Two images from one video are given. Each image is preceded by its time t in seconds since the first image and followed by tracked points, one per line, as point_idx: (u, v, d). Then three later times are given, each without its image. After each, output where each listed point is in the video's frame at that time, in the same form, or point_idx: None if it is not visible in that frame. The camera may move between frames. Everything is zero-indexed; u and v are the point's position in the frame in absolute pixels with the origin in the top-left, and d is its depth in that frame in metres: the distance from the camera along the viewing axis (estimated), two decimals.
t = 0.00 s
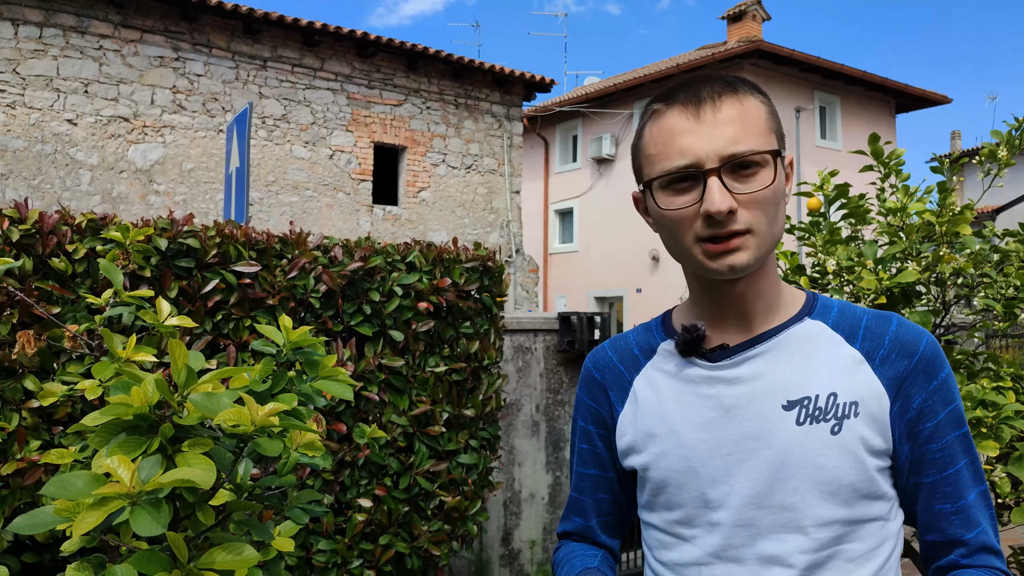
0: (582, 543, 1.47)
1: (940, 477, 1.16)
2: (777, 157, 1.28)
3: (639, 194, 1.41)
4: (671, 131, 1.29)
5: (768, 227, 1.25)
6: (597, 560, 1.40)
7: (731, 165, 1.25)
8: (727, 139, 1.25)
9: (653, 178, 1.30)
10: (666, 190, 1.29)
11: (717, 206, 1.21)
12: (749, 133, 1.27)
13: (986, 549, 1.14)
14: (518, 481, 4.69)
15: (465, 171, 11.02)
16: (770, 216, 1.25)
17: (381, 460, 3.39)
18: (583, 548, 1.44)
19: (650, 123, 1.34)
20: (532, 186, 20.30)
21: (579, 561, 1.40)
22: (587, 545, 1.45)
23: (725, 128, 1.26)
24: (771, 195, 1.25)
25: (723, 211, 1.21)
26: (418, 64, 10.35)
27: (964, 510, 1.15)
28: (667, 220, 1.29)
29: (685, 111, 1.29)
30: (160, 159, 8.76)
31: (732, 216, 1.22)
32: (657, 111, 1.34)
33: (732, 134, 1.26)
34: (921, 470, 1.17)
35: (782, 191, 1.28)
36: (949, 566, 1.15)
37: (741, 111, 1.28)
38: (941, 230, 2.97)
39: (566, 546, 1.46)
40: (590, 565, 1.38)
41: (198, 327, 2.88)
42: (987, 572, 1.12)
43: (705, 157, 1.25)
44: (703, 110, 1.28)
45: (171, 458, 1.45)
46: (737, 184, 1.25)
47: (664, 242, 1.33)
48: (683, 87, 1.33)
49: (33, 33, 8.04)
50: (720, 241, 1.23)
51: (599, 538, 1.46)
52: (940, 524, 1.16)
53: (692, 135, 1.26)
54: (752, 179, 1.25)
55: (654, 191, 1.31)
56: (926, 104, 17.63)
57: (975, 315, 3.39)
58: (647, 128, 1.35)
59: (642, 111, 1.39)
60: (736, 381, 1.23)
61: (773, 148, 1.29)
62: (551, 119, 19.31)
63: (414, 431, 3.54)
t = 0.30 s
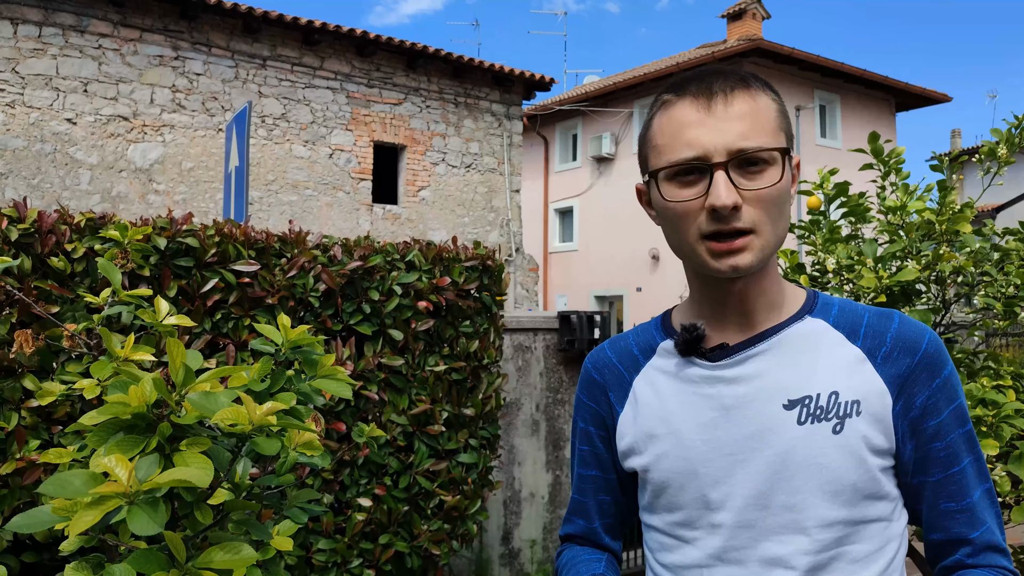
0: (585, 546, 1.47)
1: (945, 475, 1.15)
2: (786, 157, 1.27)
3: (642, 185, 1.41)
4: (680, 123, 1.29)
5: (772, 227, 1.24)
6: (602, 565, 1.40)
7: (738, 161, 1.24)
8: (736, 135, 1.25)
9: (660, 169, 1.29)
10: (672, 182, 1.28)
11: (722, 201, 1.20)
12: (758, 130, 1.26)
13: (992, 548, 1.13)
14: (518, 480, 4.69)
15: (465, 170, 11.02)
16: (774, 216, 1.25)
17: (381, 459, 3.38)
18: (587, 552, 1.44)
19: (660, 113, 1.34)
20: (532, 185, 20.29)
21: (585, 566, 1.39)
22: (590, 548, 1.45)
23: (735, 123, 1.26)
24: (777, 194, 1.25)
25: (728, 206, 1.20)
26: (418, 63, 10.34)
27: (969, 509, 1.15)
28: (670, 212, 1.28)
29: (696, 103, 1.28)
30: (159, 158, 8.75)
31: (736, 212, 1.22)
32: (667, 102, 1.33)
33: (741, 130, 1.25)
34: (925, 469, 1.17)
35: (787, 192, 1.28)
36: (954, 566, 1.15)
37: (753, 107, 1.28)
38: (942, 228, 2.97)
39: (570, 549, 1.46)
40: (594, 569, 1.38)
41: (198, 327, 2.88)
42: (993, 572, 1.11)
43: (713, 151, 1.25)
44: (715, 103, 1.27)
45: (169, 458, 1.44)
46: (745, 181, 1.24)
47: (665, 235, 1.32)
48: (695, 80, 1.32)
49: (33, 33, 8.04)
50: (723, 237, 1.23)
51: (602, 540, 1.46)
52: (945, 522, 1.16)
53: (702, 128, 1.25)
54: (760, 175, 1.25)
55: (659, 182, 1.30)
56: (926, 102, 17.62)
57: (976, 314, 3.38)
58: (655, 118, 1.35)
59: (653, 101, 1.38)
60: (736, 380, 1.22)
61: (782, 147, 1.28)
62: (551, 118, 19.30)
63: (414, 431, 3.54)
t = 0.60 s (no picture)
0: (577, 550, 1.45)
1: (948, 483, 1.14)
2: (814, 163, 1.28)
3: (664, 172, 1.40)
4: (717, 113, 1.28)
5: (795, 230, 1.25)
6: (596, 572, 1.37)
7: (772, 159, 1.24)
8: (771, 132, 1.25)
9: (691, 158, 1.29)
10: (701, 172, 1.28)
11: (755, 196, 1.21)
12: (793, 130, 1.27)
13: (1000, 562, 1.11)
14: (516, 481, 4.69)
15: (464, 171, 11.02)
16: (797, 218, 1.25)
17: (379, 459, 3.38)
18: (576, 552, 1.42)
19: (692, 102, 1.33)
20: (532, 186, 20.29)
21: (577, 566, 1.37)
22: (580, 548, 1.44)
23: (770, 120, 1.26)
24: (802, 197, 1.25)
25: (760, 202, 1.20)
26: (418, 64, 10.35)
27: (975, 519, 1.13)
28: (696, 202, 1.27)
29: (735, 95, 1.28)
30: (159, 158, 8.75)
31: (765, 210, 1.22)
32: (701, 91, 1.33)
33: (776, 128, 1.26)
34: (926, 476, 1.16)
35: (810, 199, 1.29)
36: None
37: (790, 107, 1.29)
38: (941, 230, 2.97)
39: (560, 551, 1.43)
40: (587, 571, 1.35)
41: (196, 327, 2.88)
42: None
43: (748, 146, 1.24)
44: (755, 98, 1.27)
45: (167, 458, 1.45)
46: (775, 179, 1.24)
47: (685, 226, 1.31)
48: (733, 72, 1.32)
49: (33, 32, 8.04)
50: (750, 233, 1.23)
51: (592, 543, 1.45)
52: (949, 534, 1.15)
53: (740, 121, 1.25)
54: (789, 176, 1.25)
55: (687, 170, 1.29)
56: (926, 105, 17.64)
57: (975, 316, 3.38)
58: (687, 107, 1.34)
59: (685, 88, 1.37)
60: (733, 382, 1.22)
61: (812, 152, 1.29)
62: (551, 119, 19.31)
63: (413, 431, 3.53)
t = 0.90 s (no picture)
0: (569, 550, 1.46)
1: (948, 490, 1.15)
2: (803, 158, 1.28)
3: (656, 187, 1.40)
4: (698, 127, 1.29)
5: (792, 230, 1.25)
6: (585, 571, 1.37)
7: (761, 165, 1.25)
8: (757, 140, 1.25)
9: (678, 177, 1.29)
10: (692, 188, 1.28)
11: (746, 209, 1.21)
12: (779, 133, 1.27)
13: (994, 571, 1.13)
14: (515, 482, 4.69)
15: (463, 172, 11.02)
16: (793, 219, 1.26)
17: (378, 461, 3.38)
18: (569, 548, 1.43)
19: (675, 118, 1.33)
20: (530, 188, 20.30)
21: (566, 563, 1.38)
22: (574, 546, 1.45)
23: (755, 127, 1.26)
24: (797, 197, 1.26)
25: (752, 213, 1.21)
26: (417, 66, 10.36)
27: (972, 528, 1.14)
28: (690, 218, 1.28)
29: (714, 107, 1.28)
30: (158, 159, 8.75)
31: (759, 219, 1.23)
32: (682, 106, 1.32)
33: (762, 134, 1.26)
34: (928, 483, 1.16)
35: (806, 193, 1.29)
36: None
37: (773, 110, 1.28)
38: (938, 232, 2.98)
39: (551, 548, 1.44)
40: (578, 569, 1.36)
41: (194, 328, 2.88)
42: None
43: (734, 157, 1.25)
44: (734, 107, 1.27)
45: (164, 460, 1.45)
46: (766, 186, 1.24)
47: (684, 239, 1.32)
48: (711, 82, 1.32)
49: (32, 33, 8.04)
50: (746, 244, 1.23)
51: (584, 542, 1.46)
52: (947, 544, 1.15)
53: (723, 136, 1.25)
54: (780, 179, 1.25)
55: (677, 189, 1.30)
56: (924, 107, 17.66)
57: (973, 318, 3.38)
58: (671, 122, 1.34)
59: (666, 102, 1.37)
60: (738, 382, 1.22)
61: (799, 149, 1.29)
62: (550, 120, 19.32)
63: (411, 433, 3.54)
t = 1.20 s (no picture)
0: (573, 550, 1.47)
1: (939, 483, 1.15)
2: (787, 158, 1.28)
3: (643, 185, 1.41)
4: (682, 126, 1.29)
5: (775, 230, 1.26)
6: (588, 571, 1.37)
7: (741, 166, 1.25)
8: (740, 139, 1.25)
9: (661, 175, 1.30)
10: (675, 187, 1.29)
11: (726, 207, 1.21)
12: (762, 133, 1.27)
13: (986, 560, 1.13)
14: (511, 480, 4.70)
15: (459, 170, 11.02)
16: (777, 219, 1.26)
17: (374, 459, 3.39)
18: (571, 550, 1.44)
19: (660, 115, 1.34)
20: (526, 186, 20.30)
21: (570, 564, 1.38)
22: (575, 547, 1.45)
23: (738, 126, 1.26)
24: (780, 197, 1.25)
25: (732, 212, 1.21)
26: (413, 63, 10.35)
27: (964, 519, 1.14)
28: (672, 216, 1.29)
29: (698, 106, 1.29)
30: (153, 157, 8.73)
31: (740, 218, 1.23)
32: (667, 104, 1.33)
33: (744, 133, 1.26)
34: (919, 476, 1.17)
35: (791, 192, 1.29)
36: None
37: (756, 109, 1.28)
38: (933, 230, 3.00)
39: (555, 551, 1.45)
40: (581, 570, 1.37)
41: (190, 326, 2.88)
42: None
43: (716, 156, 1.25)
44: (717, 106, 1.27)
45: (161, 457, 1.44)
46: (748, 185, 1.25)
47: (668, 237, 1.33)
48: (696, 81, 1.32)
49: (26, 30, 8.01)
50: (727, 242, 1.23)
51: (587, 542, 1.46)
52: (938, 533, 1.16)
53: (705, 134, 1.26)
54: (763, 180, 1.26)
55: (661, 187, 1.31)
56: (920, 105, 17.70)
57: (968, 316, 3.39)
58: (656, 120, 1.35)
59: (653, 101, 1.38)
60: (730, 381, 1.23)
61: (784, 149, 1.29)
62: (546, 118, 19.31)
63: (407, 430, 3.54)
